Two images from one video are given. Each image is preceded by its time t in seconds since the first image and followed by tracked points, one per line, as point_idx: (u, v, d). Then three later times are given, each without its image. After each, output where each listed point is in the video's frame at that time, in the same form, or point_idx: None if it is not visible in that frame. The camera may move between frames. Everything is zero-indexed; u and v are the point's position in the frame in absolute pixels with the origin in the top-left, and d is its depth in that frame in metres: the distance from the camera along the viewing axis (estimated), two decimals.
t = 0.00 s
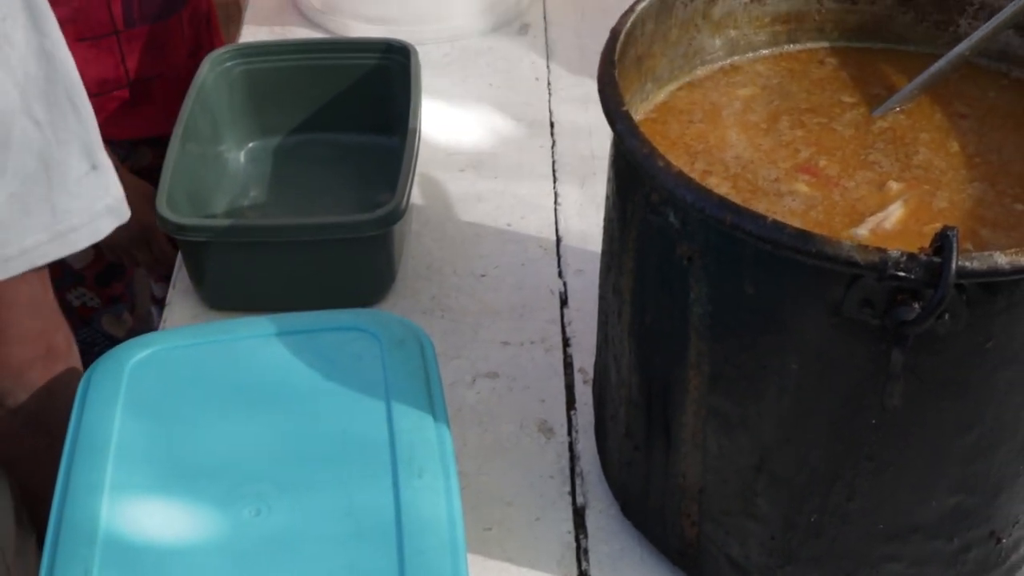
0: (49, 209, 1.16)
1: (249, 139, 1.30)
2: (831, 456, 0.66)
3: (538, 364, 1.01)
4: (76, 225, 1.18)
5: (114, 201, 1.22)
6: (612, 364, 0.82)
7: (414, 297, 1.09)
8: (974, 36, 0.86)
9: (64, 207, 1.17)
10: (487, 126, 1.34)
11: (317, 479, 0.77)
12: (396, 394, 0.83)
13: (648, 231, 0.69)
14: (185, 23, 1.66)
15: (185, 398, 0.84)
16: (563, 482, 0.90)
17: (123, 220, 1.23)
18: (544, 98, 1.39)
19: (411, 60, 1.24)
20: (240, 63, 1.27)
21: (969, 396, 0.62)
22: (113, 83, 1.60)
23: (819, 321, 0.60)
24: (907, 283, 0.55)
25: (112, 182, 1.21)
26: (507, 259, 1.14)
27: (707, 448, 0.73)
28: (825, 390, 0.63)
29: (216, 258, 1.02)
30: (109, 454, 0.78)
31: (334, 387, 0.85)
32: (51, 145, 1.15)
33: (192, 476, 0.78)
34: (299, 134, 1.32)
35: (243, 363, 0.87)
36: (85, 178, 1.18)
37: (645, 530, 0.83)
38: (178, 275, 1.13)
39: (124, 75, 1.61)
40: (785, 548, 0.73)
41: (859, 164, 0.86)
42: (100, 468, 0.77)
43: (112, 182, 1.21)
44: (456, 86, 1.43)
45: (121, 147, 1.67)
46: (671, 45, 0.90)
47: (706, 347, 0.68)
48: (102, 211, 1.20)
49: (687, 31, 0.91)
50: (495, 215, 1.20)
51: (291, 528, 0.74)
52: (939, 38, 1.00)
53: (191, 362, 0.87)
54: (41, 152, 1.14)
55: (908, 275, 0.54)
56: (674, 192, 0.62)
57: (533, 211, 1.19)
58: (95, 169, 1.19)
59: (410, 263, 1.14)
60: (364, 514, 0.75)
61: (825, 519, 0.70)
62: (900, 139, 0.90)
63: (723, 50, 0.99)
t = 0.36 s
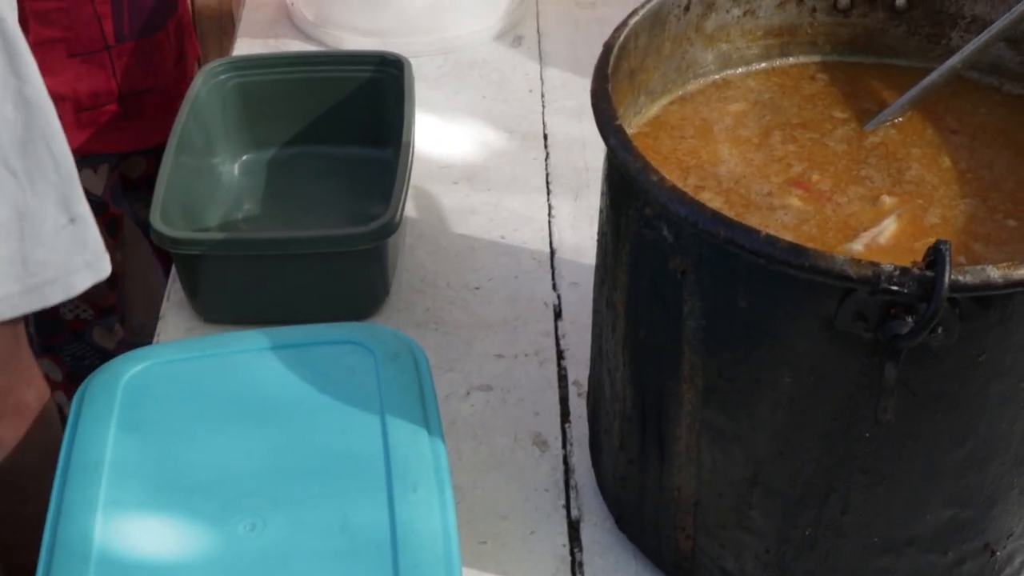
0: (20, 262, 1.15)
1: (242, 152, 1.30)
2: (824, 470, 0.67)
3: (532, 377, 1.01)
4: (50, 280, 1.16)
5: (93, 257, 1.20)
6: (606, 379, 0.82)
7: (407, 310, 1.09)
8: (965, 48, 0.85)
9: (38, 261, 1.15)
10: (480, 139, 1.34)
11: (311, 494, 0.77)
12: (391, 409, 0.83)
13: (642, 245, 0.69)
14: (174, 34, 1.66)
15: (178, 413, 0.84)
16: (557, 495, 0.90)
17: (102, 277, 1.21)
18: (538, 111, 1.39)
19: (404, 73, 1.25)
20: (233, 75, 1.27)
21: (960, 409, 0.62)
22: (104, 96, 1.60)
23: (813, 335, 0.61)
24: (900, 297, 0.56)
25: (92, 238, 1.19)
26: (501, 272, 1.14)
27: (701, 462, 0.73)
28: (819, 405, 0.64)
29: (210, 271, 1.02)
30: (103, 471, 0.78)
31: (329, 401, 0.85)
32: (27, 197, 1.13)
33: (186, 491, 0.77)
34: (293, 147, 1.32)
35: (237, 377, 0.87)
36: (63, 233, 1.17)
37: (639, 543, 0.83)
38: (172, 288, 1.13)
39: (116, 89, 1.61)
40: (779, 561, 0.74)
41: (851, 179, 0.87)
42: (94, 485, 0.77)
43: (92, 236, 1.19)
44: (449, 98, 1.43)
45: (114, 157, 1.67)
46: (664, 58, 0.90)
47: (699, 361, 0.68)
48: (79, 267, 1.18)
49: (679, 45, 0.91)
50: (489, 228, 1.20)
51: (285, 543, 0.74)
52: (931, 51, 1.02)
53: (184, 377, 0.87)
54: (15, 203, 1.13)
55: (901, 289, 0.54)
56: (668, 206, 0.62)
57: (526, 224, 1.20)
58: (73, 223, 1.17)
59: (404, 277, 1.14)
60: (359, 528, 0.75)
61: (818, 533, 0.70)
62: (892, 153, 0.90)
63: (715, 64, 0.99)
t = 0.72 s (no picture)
0: None
1: (238, 161, 1.30)
2: (818, 479, 0.67)
3: (528, 386, 1.01)
4: (15, 311, 1.37)
5: (58, 291, 1.40)
6: (601, 388, 0.82)
7: (402, 319, 1.10)
8: (957, 58, 0.86)
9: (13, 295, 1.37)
10: (475, 148, 1.35)
11: (306, 503, 0.78)
12: (386, 418, 0.84)
13: (636, 254, 0.69)
14: (178, 40, 1.68)
15: (172, 425, 0.84)
16: (552, 504, 0.90)
17: (65, 309, 1.41)
18: (533, 119, 1.40)
19: (399, 82, 1.25)
20: (228, 84, 1.27)
21: (953, 419, 0.62)
22: (108, 101, 1.62)
23: (806, 345, 0.61)
24: (893, 307, 0.56)
25: (55, 272, 1.38)
26: (496, 281, 1.14)
27: (695, 471, 0.73)
28: (812, 414, 0.64)
29: (205, 280, 1.02)
30: (99, 481, 0.79)
31: (324, 411, 0.86)
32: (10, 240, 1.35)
33: (181, 500, 0.78)
34: (289, 155, 1.32)
35: (233, 387, 0.88)
36: (29, 267, 1.36)
37: (634, 552, 0.84)
38: (167, 297, 1.13)
39: (120, 93, 1.63)
40: (774, 569, 0.74)
41: (844, 188, 0.87)
42: (90, 495, 0.78)
43: (55, 271, 1.38)
44: (444, 107, 1.43)
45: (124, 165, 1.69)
46: (659, 68, 0.91)
47: (693, 370, 0.69)
48: (42, 300, 1.38)
49: (673, 55, 0.92)
50: (484, 236, 1.20)
51: (280, 552, 0.74)
52: (925, 60, 1.02)
53: (180, 387, 0.88)
54: None
55: (894, 299, 0.55)
56: (662, 217, 0.63)
57: (521, 233, 1.20)
58: (36, 256, 1.36)
59: (399, 286, 1.14)
60: (354, 538, 0.75)
61: (812, 542, 0.71)
62: (886, 162, 0.91)
63: (710, 73, 0.99)
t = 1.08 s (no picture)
0: None
1: (236, 173, 1.31)
2: (816, 492, 0.67)
3: (526, 399, 1.01)
4: None
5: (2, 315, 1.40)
6: (599, 400, 0.82)
7: (401, 331, 1.10)
8: (956, 73, 0.87)
9: None
10: (474, 160, 1.35)
11: (307, 515, 0.81)
12: (385, 432, 0.87)
13: (634, 267, 0.69)
14: (184, 52, 1.69)
15: (174, 438, 0.88)
16: (551, 516, 0.90)
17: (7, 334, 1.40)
18: (533, 132, 1.40)
19: (398, 95, 1.25)
20: (228, 96, 1.27)
21: (951, 433, 0.63)
22: (114, 113, 1.63)
23: (805, 359, 0.61)
24: (891, 321, 0.56)
25: None
26: (495, 293, 1.14)
27: (694, 484, 0.73)
28: (810, 427, 0.64)
29: (204, 292, 1.02)
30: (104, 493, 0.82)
31: (324, 424, 0.89)
32: None
33: (184, 512, 0.81)
34: (289, 167, 1.32)
35: (234, 400, 0.91)
36: None
37: (633, 565, 0.84)
38: (167, 309, 1.13)
39: (126, 106, 1.63)
40: None
41: (843, 202, 0.88)
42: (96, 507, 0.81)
43: None
44: (443, 119, 1.44)
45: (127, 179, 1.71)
46: (658, 81, 0.91)
47: (692, 383, 0.69)
48: None
49: (672, 68, 0.92)
50: (483, 248, 1.20)
51: (281, 562, 0.77)
52: (922, 75, 1.02)
53: (181, 400, 0.91)
54: None
55: (892, 313, 0.55)
56: (661, 230, 0.63)
57: (520, 245, 1.20)
58: None
59: (398, 298, 1.14)
60: (354, 548, 0.78)
61: (810, 555, 0.71)
62: (885, 175, 0.91)
63: (708, 86, 1.00)
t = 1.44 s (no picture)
0: None
1: (239, 186, 1.31)
2: (818, 506, 0.67)
3: (529, 411, 1.01)
4: None
5: None
6: (601, 414, 0.82)
7: (403, 343, 1.10)
8: (958, 87, 0.87)
9: None
10: (476, 172, 1.36)
11: (309, 529, 0.81)
12: (388, 445, 0.87)
13: (636, 282, 0.70)
14: (189, 69, 1.70)
15: (175, 452, 0.88)
16: (553, 529, 0.90)
17: None
18: (535, 144, 1.41)
19: (401, 108, 1.26)
20: (230, 109, 1.28)
21: (953, 447, 0.63)
22: (117, 130, 1.65)
23: (807, 372, 0.61)
24: (893, 335, 0.56)
25: None
26: (497, 306, 1.14)
27: (696, 497, 0.73)
28: (812, 440, 0.64)
29: (208, 305, 1.03)
30: (106, 508, 0.83)
31: (326, 437, 0.89)
32: None
33: (185, 525, 0.82)
34: (290, 180, 1.33)
35: (236, 413, 0.92)
36: None
37: None
38: (170, 322, 1.13)
39: (129, 123, 1.65)
40: None
41: (844, 216, 0.88)
42: (97, 522, 0.81)
43: None
44: (446, 132, 1.44)
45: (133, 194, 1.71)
46: (659, 95, 0.92)
47: (694, 398, 0.69)
48: None
49: (673, 82, 0.93)
50: (485, 261, 1.21)
51: None
52: (924, 89, 1.02)
53: (183, 413, 0.92)
54: None
55: (894, 327, 0.55)
56: (663, 244, 0.63)
57: (521, 257, 1.21)
58: None
59: (400, 310, 1.14)
60: (356, 562, 0.79)
61: (812, 568, 0.71)
62: (886, 190, 0.92)
63: (709, 100, 1.00)
